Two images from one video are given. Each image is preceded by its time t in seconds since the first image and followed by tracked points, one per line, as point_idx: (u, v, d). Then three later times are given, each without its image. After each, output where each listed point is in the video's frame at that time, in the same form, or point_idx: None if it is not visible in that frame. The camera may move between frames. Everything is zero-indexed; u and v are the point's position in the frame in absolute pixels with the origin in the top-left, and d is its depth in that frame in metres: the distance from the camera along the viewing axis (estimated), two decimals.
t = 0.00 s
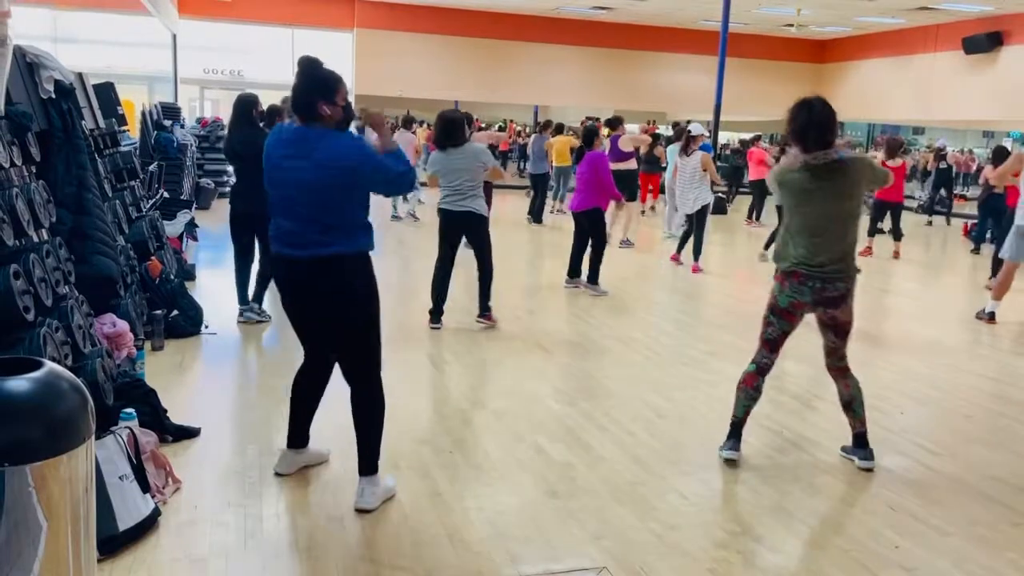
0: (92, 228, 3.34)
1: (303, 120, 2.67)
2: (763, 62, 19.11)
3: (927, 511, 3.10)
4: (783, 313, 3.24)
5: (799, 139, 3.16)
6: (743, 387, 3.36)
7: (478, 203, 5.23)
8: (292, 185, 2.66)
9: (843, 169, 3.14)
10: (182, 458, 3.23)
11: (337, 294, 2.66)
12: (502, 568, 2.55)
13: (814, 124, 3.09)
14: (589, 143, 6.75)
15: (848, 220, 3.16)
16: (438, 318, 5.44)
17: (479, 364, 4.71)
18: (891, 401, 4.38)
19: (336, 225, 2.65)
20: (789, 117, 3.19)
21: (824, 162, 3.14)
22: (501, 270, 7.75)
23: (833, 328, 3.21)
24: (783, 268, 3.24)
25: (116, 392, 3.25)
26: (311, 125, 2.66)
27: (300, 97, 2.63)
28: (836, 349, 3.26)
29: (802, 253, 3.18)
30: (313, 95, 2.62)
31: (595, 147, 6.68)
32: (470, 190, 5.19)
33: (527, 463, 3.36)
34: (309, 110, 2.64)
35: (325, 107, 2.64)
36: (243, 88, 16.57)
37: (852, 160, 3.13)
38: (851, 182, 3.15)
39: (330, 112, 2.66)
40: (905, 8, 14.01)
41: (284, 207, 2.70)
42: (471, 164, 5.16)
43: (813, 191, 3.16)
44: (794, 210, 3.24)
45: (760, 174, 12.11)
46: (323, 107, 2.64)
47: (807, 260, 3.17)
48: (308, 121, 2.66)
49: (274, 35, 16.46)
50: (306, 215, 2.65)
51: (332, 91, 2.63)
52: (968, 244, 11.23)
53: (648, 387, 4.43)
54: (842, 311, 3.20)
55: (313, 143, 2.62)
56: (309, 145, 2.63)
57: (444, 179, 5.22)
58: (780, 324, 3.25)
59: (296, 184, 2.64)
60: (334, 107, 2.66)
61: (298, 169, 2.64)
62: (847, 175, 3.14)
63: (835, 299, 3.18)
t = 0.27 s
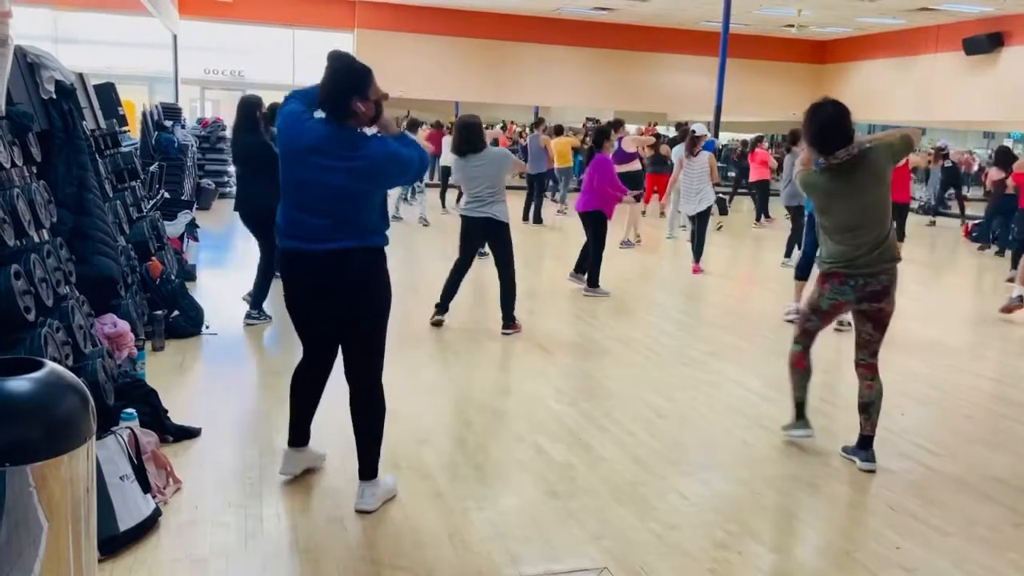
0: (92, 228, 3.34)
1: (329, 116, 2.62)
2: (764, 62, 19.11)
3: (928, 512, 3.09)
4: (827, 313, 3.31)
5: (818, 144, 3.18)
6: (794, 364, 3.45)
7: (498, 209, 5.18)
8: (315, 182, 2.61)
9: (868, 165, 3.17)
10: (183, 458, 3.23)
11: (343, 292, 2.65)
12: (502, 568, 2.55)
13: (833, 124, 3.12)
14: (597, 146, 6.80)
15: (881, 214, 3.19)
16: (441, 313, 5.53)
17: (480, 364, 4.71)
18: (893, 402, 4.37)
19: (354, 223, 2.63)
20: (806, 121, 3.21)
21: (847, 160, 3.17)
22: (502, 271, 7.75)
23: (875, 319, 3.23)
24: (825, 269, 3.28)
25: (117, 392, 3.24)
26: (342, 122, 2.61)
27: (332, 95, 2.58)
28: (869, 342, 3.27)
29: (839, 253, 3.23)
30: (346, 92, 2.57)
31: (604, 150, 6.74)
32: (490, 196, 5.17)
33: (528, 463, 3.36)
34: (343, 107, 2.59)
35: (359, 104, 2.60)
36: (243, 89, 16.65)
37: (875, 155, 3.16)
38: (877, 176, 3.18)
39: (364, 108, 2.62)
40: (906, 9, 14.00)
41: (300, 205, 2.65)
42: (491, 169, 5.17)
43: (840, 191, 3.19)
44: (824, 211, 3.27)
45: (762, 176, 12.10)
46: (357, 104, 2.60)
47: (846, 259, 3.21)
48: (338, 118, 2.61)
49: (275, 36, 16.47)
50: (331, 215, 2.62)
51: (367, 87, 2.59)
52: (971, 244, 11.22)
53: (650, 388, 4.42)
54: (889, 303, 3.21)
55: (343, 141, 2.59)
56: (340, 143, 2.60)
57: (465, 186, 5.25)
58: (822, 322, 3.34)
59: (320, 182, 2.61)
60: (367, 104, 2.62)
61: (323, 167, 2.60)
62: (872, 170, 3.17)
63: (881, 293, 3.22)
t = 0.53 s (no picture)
0: (92, 228, 3.34)
1: (330, 125, 2.55)
2: (765, 63, 19.11)
3: (929, 512, 3.09)
4: (837, 318, 3.31)
5: (825, 146, 3.15)
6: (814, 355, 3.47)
7: (511, 211, 5.19)
8: (313, 193, 2.56)
9: (873, 169, 3.16)
10: (182, 458, 3.23)
11: (337, 305, 2.65)
12: (502, 568, 2.55)
13: (842, 130, 3.09)
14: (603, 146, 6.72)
15: (884, 216, 3.21)
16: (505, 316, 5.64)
17: (480, 365, 4.70)
18: (894, 402, 4.37)
19: (351, 236, 2.61)
20: (813, 124, 3.17)
21: (853, 166, 3.16)
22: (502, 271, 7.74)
23: (880, 320, 3.23)
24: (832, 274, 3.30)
25: (116, 392, 3.24)
26: (343, 135, 2.55)
27: (338, 105, 2.51)
28: (872, 342, 3.26)
29: (847, 258, 3.23)
30: (354, 104, 2.51)
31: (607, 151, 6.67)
32: (502, 198, 5.17)
33: (528, 464, 3.35)
34: (350, 120, 2.52)
35: (366, 116, 2.54)
36: (243, 89, 16.62)
37: (874, 158, 3.16)
38: (880, 179, 3.18)
39: (370, 121, 2.55)
40: (906, 9, 13.99)
41: (296, 215, 2.59)
42: (502, 170, 5.15)
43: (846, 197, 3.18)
44: (828, 215, 3.27)
45: (761, 177, 12.11)
46: (364, 117, 2.53)
47: (855, 264, 3.22)
48: (340, 130, 2.54)
49: (274, 36, 16.46)
50: (330, 227, 2.58)
51: (374, 98, 2.53)
52: (971, 245, 11.21)
53: (650, 388, 4.42)
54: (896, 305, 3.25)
55: (347, 154, 2.54)
56: (343, 155, 2.54)
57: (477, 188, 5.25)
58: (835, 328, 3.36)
59: (319, 194, 2.56)
60: (374, 116, 2.56)
61: (324, 179, 2.55)
62: (876, 174, 3.17)
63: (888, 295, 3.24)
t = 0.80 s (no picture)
0: (91, 227, 3.34)
1: (325, 108, 2.57)
2: (765, 64, 19.10)
3: (928, 512, 3.09)
4: (802, 315, 3.25)
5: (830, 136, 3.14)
6: (757, 371, 3.38)
7: (510, 208, 5.20)
8: (314, 175, 2.56)
9: (860, 169, 3.14)
10: (182, 458, 3.22)
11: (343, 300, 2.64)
12: (501, 568, 2.55)
13: (846, 120, 3.06)
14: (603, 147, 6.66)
15: (861, 218, 3.17)
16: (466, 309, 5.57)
17: (479, 364, 4.70)
18: (894, 402, 4.37)
19: (355, 218, 2.61)
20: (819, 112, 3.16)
21: (844, 161, 3.14)
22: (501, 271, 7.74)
23: (854, 320, 3.21)
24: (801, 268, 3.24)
25: (116, 392, 3.24)
26: (340, 116, 2.57)
27: (331, 89, 2.53)
28: (853, 342, 3.24)
29: (817, 254, 3.19)
30: (347, 86, 2.53)
31: (609, 151, 6.60)
32: (500, 195, 5.17)
33: (528, 464, 3.35)
34: (345, 101, 2.54)
35: (360, 97, 2.57)
36: (243, 89, 16.61)
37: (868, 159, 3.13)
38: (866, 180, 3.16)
39: (364, 101, 2.58)
40: (907, 9, 13.99)
41: (300, 200, 2.59)
42: (499, 167, 5.14)
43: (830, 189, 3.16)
44: (807, 207, 3.24)
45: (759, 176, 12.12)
46: (357, 99, 2.57)
47: (824, 260, 3.18)
48: (337, 111, 2.56)
49: (274, 36, 16.46)
50: (335, 210, 2.59)
51: (366, 79, 2.56)
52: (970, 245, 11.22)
53: (650, 388, 4.42)
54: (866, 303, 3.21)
55: (344, 135, 2.56)
56: (340, 136, 2.56)
57: (474, 185, 5.22)
58: (794, 324, 3.29)
59: (321, 177, 2.56)
60: (367, 96, 2.58)
61: (325, 161, 2.55)
62: (865, 173, 3.14)
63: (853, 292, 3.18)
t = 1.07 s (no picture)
0: (91, 227, 3.34)
1: (333, 117, 2.60)
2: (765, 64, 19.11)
3: (928, 512, 3.09)
4: (747, 311, 3.19)
5: (811, 134, 3.12)
6: (725, 392, 3.30)
7: (488, 209, 5.22)
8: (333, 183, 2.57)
9: (826, 174, 3.13)
10: (182, 458, 3.22)
11: (351, 298, 2.63)
12: (501, 568, 2.55)
13: (821, 122, 3.08)
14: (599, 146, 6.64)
15: (814, 222, 3.18)
16: (436, 321, 5.38)
17: (479, 364, 4.70)
18: (893, 402, 4.37)
19: (380, 224, 2.61)
20: (799, 113, 3.14)
21: (812, 163, 3.12)
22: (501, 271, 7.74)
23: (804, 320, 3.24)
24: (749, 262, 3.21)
25: (116, 391, 3.23)
26: (346, 125, 2.59)
27: (336, 97, 2.56)
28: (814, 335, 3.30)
29: (767, 250, 3.17)
30: (353, 92, 2.57)
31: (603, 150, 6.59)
32: (479, 194, 5.18)
33: (528, 463, 3.35)
34: (352, 109, 2.57)
35: (365, 103, 2.59)
36: (243, 89, 16.61)
37: (834, 167, 3.12)
38: (829, 188, 3.15)
39: (369, 107, 2.61)
40: (907, 9, 13.99)
41: (325, 218, 2.59)
42: (479, 166, 5.15)
43: (792, 187, 3.13)
44: (766, 202, 3.20)
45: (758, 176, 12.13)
46: (363, 105, 2.59)
47: (770, 256, 3.17)
48: (344, 121, 2.59)
49: (274, 36, 16.45)
50: (359, 218, 2.59)
51: (369, 85, 2.60)
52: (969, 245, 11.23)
53: (649, 388, 4.42)
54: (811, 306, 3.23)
55: (357, 143, 2.58)
56: (352, 143, 2.58)
57: (455, 182, 5.19)
58: (747, 323, 3.20)
59: (341, 185, 2.57)
60: (372, 103, 2.61)
61: (340, 173, 2.57)
62: (828, 180, 3.13)
63: (799, 295, 3.19)
